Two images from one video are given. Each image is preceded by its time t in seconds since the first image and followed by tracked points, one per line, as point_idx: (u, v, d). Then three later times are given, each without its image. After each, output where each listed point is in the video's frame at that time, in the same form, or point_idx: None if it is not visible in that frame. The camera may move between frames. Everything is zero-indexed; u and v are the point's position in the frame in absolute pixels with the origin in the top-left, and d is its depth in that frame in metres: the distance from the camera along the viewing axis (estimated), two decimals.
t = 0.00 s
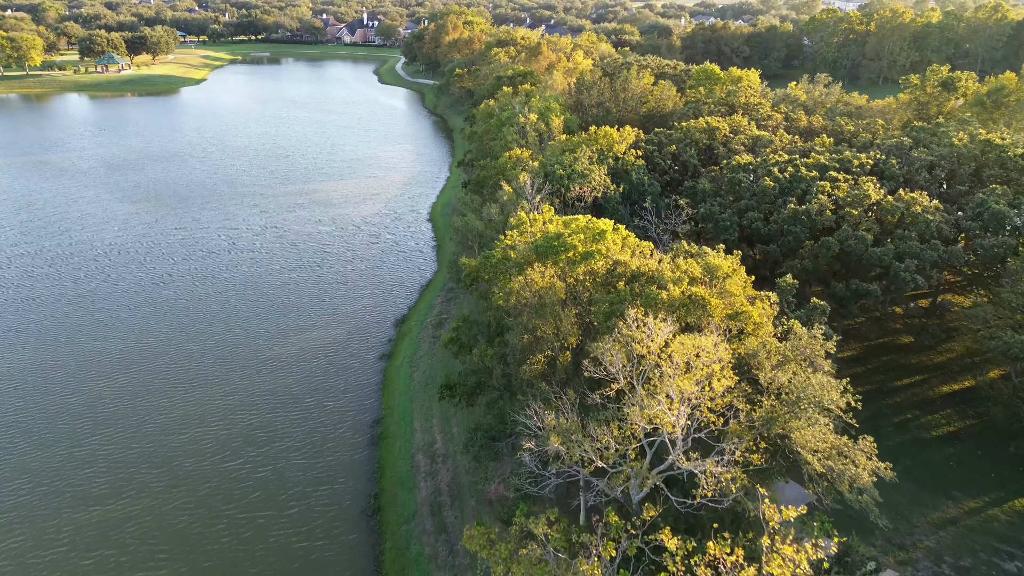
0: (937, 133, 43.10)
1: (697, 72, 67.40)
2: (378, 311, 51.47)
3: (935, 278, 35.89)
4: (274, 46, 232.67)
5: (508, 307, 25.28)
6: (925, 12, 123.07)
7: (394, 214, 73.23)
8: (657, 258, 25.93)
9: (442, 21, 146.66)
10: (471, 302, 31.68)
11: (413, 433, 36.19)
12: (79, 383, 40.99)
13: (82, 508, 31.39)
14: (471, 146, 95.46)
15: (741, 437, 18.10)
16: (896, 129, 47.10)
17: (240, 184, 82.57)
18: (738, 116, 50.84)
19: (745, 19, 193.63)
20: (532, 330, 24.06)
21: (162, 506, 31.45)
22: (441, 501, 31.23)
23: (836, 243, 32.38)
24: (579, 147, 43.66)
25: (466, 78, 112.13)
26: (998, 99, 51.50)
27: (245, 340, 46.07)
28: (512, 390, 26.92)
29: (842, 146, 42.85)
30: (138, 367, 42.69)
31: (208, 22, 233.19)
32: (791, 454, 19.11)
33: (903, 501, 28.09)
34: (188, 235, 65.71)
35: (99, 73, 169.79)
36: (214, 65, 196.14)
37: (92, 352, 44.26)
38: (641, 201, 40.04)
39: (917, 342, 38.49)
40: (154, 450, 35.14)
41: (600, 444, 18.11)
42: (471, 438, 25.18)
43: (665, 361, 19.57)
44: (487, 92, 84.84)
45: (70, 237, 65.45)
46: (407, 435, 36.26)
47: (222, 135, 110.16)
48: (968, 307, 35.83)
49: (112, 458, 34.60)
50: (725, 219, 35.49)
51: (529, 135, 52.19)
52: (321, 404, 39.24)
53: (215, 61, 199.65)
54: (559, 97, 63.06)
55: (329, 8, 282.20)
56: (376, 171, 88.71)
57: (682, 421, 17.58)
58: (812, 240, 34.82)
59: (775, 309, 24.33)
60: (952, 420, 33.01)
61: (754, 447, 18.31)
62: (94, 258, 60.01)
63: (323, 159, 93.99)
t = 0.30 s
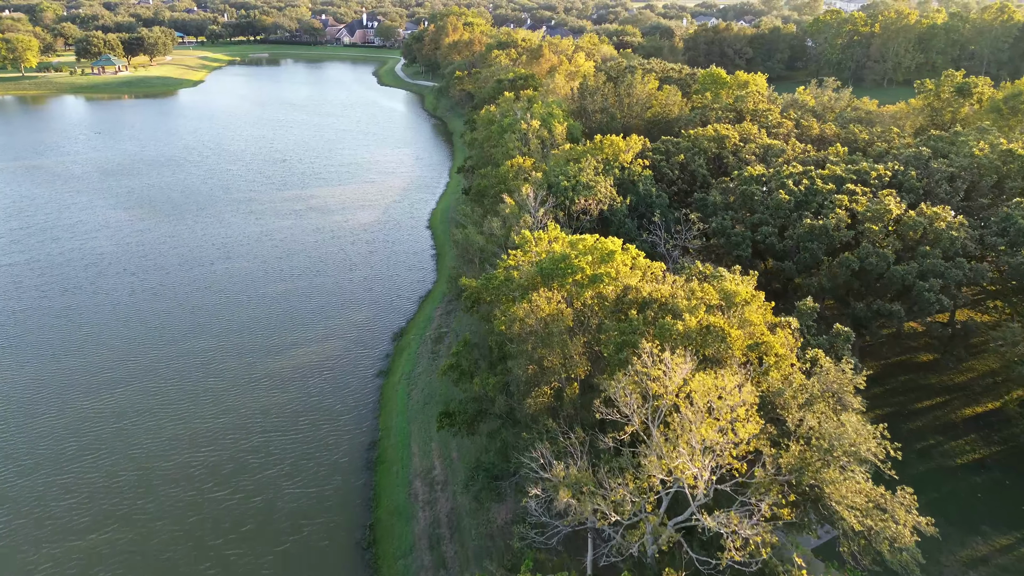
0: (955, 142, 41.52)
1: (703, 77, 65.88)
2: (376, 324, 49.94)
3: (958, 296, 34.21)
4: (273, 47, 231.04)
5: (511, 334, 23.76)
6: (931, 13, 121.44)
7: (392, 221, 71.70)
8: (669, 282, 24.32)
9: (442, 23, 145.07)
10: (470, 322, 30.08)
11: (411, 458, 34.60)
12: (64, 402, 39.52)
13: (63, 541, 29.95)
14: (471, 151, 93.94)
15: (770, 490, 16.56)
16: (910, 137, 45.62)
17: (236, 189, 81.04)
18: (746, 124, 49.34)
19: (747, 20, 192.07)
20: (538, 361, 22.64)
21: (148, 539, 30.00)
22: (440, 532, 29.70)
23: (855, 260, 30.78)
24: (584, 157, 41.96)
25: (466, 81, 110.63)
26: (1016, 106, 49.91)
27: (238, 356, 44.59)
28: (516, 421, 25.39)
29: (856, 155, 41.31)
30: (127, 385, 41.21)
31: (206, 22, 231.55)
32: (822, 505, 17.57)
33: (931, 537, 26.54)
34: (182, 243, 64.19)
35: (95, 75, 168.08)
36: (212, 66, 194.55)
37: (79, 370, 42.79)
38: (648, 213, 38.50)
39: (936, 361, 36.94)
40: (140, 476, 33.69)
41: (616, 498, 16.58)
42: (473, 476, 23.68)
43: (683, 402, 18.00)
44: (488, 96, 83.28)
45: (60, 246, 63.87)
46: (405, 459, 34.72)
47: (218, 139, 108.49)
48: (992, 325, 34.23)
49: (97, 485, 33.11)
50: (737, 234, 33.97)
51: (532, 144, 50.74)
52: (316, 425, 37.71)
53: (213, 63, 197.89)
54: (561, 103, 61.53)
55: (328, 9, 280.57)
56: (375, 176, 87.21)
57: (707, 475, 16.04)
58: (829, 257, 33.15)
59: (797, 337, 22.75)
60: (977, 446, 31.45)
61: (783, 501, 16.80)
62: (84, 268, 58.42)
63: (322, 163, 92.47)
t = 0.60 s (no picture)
0: (977, 152, 39.81)
1: (709, 81, 64.20)
2: (373, 337, 48.30)
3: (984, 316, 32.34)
4: (271, 48, 229.37)
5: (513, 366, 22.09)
6: (936, 14, 119.59)
7: (391, 227, 70.04)
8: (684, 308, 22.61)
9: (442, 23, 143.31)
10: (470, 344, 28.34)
11: (408, 485, 32.94)
12: (48, 423, 37.89)
13: None
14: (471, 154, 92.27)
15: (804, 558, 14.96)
16: (928, 146, 43.93)
17: (232, 194, 79.41)
18: (757, 131, 47.73)
19: (749, 21, 190.49)
20: (543, 396, 21.01)
21: None
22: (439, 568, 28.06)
23: (877, 279, 29.07)
24: (589, 166, 40.26)
25: (466, 84, 108.89)
26: None
27: (230, 372, 42.91)
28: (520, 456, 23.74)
29: (873, 166, 39.64)
30: (114, 404, 39.59)
31: (205, 23, 229.87)
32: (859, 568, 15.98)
33: None
34: (175, 251, 62.53)
35: (92, 76, 166.26)
36: (210, 67, 192.88)
37: (64, 388, 41.15)
38: (657, 226, 36.82)
39: (959, 381, 35.25)
40: (124, 506, 32.04)
41: (634, 565, 14.93)
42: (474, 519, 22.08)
43: (705, 451, 16.31)
44: (488, 99, 81.56)
45: (50, 254, 62.16)
46: (402, 486, 33.06)
47: (214, 142, 106.78)
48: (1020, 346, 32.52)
49: (79, 515, 31.50)
50: (751, 250, 32.34)
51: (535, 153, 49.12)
52: (309, 448, 36.03)
53: (211, 64, 196.27)
54: (564, 108, 59.85)
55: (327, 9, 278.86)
56: (373, 181, 85.54)
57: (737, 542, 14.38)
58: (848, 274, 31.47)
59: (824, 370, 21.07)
60: (1006, 475, 29.80)
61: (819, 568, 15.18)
62: (73, 278, 56.73)
63: (319, 167, 90.85)
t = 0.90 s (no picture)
0: (999, 161, 38.12)
1: (716, 85, 62.57)
2: (370, 350, 46.60)
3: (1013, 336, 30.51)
4: (269, 49, 227.65)
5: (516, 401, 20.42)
6: (941, 16, 118.23)
7: (389, 233, 68.37)
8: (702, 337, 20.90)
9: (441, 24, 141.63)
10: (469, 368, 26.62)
11: (404, 514, 31.32)
12: (28, 445, 36.35)
13: None
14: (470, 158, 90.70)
15: None
16: (945, 154, 42.30)
17: (227, 199, 77.70)
18: (767, 138, 46.09)
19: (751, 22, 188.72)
20: (548, 436, 19.26)
21: None
22: None
23: (902, 300, 27.36)
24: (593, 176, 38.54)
25: (466, 86, 107.23)
26: None
27: (219, 389, 41.30)
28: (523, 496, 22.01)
29: (890, 175, 37.97)
30: (97, 424, 38.00)
31: (203, 23, 228.19)
32: None
33: None
34: (167, 258, 60.87)
35: (88, 77, 164.42)
36: (207, 68, 191.26)
37: (47, 406, 39.59)
38: (666, 240, 35.12)
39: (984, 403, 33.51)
40: (105, 537, 30.53)
41: None
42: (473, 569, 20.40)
43: (733, 511, 14.57)
44: (489, 102, 79.92)
45: (38, 262, 60.50)
46: (398, 516, 31.38)
47: (210, 145, 105.07)
48: None
49: (56, 548, 29.99)
50: (767, 267, 30.64)
51: (537, 160, 47.54)
52: (300, 473, 34.38)
53: (209, 65, 194.67)
54: (566, 113, 58.26)
55: (325, 9, 277.17)
56: (372, 185, 83.85)
57: None
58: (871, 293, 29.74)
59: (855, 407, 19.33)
60: None
61: None
62: (61, 288, 55.07)
63: (317, 171, 89.20)
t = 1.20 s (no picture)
0: None
1: (722, 88, 60.78)
2: (365, 365, 44.81)
3: None
4: (267, 49, 225.75)
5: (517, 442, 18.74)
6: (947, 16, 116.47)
7: (387, 240, 66.59)
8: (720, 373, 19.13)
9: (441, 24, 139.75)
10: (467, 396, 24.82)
11: (398, 547, 29.85)
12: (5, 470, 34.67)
13: None
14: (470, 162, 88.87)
15: None
16: (965, 162, 40.52)
17: (221, 204, 75.93)
18: (778, 145, 44.34)
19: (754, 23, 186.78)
20: (554, 485, 17.52)
21: None
22: None
23: (931, 323, 25.56)
24: (599, 186, 36.73)
25: (465, 87, 105.42)
26: None
27: (208, 409, 39.54)
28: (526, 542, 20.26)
29: (911, 185, 36.13)
30: (79, 447, 36.32)
31: (201, 23, 226.25)
32: None
33: None
34: (158, 267, 59.12)
35: (83, 78, 162.43)
36: (205, 69, 189.44)
37: (27, 427, 37.86)
38: (676, 254, 33.34)
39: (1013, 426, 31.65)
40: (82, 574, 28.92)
41: None
42: None
43: None
44: (489, 105, 78.12)
45: (25, 271, 58.71)
46: (393, 549, 29.68)
47: (205, 148, 103.26)
48: None
49: None
50: (784, 285, 28.84)
51: (539, 167, 45.77)
52: (289, 502, 32.66)
53: (206, 66, 192.83)
54: (569, 117, 56.50)
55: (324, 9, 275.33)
56: (369, 189, 82.08)
57: None
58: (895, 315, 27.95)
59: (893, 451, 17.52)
60: None
61: None
62: (47, 298, 53.28)
63: (313, 175, 87.47)
